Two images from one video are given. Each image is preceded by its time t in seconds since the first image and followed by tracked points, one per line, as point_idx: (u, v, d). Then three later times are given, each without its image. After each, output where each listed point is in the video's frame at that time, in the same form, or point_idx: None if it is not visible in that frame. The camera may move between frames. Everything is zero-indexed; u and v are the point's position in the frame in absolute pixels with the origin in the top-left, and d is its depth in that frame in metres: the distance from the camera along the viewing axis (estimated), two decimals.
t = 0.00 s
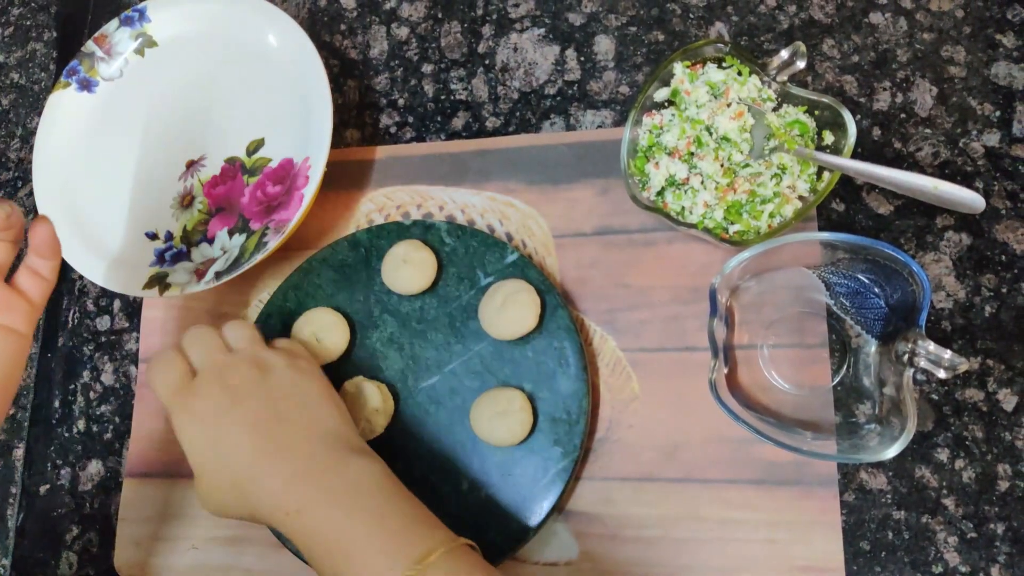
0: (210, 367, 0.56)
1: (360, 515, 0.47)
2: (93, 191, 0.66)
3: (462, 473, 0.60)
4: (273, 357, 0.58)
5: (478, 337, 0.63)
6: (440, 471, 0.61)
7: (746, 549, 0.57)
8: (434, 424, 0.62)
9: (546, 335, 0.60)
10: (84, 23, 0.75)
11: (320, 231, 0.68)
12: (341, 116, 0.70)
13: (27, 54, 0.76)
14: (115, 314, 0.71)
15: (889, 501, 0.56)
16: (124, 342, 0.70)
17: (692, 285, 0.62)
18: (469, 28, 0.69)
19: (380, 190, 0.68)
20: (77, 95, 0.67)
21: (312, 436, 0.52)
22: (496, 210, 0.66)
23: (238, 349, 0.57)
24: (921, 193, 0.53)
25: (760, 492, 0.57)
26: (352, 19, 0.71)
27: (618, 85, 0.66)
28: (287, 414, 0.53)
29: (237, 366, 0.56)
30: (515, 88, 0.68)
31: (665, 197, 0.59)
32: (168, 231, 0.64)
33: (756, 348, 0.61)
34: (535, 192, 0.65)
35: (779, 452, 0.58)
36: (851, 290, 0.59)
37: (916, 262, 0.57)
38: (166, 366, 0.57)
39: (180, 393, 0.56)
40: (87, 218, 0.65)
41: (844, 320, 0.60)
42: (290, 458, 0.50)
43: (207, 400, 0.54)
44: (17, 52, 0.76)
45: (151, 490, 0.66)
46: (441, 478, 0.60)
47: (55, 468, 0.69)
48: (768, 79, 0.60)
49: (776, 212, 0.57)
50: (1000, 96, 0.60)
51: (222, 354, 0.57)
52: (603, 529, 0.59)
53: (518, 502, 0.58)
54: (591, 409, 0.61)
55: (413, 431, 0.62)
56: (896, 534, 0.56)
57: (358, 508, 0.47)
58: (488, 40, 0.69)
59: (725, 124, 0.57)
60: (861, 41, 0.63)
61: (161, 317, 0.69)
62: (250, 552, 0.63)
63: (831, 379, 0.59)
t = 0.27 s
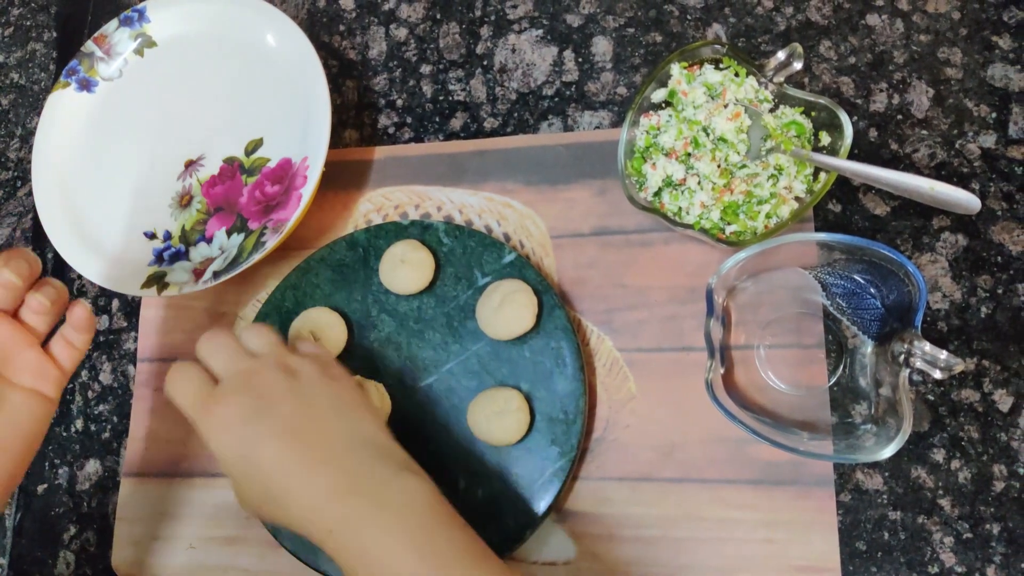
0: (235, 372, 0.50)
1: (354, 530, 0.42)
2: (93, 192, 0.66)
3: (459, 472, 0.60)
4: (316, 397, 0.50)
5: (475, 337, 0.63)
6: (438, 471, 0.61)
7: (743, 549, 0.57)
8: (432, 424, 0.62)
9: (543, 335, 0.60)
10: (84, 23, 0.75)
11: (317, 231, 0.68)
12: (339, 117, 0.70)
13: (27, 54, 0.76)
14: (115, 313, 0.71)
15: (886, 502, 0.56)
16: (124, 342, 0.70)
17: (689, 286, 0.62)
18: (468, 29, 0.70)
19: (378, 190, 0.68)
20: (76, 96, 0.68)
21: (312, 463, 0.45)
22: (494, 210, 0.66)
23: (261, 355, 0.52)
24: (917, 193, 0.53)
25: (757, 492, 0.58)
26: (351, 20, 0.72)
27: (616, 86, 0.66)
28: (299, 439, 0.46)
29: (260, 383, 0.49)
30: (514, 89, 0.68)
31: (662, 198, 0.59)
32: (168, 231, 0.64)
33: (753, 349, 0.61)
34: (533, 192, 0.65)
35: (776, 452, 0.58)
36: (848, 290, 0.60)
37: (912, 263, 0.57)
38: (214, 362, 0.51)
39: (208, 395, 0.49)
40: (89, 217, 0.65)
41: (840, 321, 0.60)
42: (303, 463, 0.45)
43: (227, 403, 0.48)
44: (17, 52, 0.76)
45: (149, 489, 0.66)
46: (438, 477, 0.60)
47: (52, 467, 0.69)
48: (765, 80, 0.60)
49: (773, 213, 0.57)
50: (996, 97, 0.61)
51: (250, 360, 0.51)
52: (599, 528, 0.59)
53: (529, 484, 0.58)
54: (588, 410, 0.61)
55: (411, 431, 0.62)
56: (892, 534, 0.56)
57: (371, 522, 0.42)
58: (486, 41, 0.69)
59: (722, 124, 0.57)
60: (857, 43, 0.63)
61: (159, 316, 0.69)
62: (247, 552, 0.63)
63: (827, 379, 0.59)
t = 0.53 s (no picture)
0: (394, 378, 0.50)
1: (402, 519, 0.44)
2: (95, 192, 0.66)
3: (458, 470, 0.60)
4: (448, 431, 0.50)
5: (474, 337, 0.63)
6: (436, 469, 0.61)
7: (741, 548, 0.57)
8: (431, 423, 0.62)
9: (542, 334, 0.61)
10: (86, 23, 0.75)
11: (317, 230, 0.68)
12: (340, 117, 0.70)
13: (29, 54, 0.76)
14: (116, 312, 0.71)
15: (883, 502, 0.56)
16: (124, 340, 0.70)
17: (687, 285, 0.62)
18: (468, 30, 0.70)
19: (378, 190, 0.68)
20: (78, 95, 0.68)
21: (385, 444, 0.47)
22: (493, 210, 0.66)
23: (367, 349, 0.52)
24: (914, 193, 0.53)
25: (755, 491, 0.58)
26: (351, 20, 0.72)
27: (616, 86, 0.67)
28: (402, 443, 0.47)
29: (404, 411, 0.49)
30: (513, 89, 0.68)
31: (660, 198, 0.59)
32: (168, 230, 0.65)
33: (751, 349, 0.62)
34: (532, 192, 0.66)
35: (774, 452, 0.58)
36: (846, 290, 0.60)
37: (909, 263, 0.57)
38: (354, 372, 0.50)
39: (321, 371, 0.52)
40: (90, 215, 0.65)
41: (838, 321, 0.61)
42: (387, 449, 0.47)
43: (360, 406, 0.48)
44: (19, 52, 0.76)
45: (150, 487, 0.66)
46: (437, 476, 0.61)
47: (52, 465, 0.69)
48: (764, 81, 0.60)
49: (771, 213, 0.57)
50: (994, 99, 0.61)
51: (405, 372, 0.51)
52: (597, 527, 0.59)
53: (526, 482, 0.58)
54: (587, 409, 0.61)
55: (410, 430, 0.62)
56: (889, 534, 0.56)
57: (422, 513, 0.45)
58: (486, 42, 0.69)
59: (720, 125, 0.57)
60: (856, 44, 0.63)
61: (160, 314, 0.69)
62: (246, 550, 0.63)
63: (825, 379, 0.59)
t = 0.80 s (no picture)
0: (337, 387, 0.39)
1: (369, 532, 0.36)
2: (96, 194, 0.66)
3: (458, 472, 0.60)
4: (385, 448, 0.40)
5: (474, 339, 0.63)
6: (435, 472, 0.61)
7: (741, 550, 0.57)
8: (430, 425, 0.62)
9: (542, 336, 0.61)
10: (86, 26, 0.75)
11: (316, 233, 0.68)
12: (339, 119, 0.71)
13: (29, 57, 0.77)
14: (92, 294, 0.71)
15: (882, 503, 0.56)
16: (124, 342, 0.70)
17: (686, 288, 0.62)
18: (468, 33, 0.70)
19: (378, 193, 0.68)
20: (79, 99, 0.68)
21: (327, 465, 0.37)
22: (492, 213, 0.67)
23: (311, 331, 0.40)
24: (912, 196, 0.54)
25: (754, 493, 0.58)
26: (351, 23, 0.72)
27: (615, 89, 0.67)
28: (342, 464, 0.37)
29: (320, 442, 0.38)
30: (513, 92, 0.68)
31: (659, 200, 0.59)
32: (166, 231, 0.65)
33: (750, 351, 0.62)
34: (532, 195, 0.66)
35: (773, 453, 0.58)
36: (845, 292, 0.60)
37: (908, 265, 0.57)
38: (262, 378, 0.38)
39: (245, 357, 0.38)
40: (90, 216, 0.66)
41: (838, 323, 0.60)
42: (325, 463, 0.37)
43: (263, 402, 0.37)
44: (19, 55, 0.77)
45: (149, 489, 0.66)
46: (435, 478, 0.61)
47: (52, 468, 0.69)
48: (762, 83, 0.60)
49: (770, 215, 0.57)
50: (992, 101, 0.61)
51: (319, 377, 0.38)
52: (597, 529, 0.59)
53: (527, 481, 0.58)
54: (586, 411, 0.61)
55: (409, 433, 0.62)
56: (888, 535, 0.56)
57: (388, 528, 0.37)
58: (486, 44, 0.69)
59: (719, 127, 0.57)
60: (854, 47, 0.64)
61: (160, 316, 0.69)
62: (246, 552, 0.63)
63: (824, 381, 0.59)
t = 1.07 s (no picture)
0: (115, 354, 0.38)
1: (280, 531, 0.35)
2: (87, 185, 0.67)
3: (459, 477, 0.60)
4: (200, 367, 0.39)
5: (475, 343, 0.63)
6: (437, 476, 0.61)
7: (742, 554, 0.57)
8: (432, 429, 0.62)
9: (543, 341, 0.61)
10: (86, 33, 0.76)
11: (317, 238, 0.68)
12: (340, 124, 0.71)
13: (30, 63, 0.77)
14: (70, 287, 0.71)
15: (883, 507, 0.56)
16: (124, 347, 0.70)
17: (687, 292, 0.62)
18: (467, 37, 0.70)
19: (378, 197, 0.68)
20: (78, 105, 0.68)
21: (147, 459, 0.36)
22: (493, 217, 0.67)
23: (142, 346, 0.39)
24: (911, 200, 0.54)
25: (755, 497, 0.58)
26: (351, 28, 0.72)
27: (614, 94, 0.67)
28: (173, 454, 0.37)
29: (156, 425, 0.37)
30: (512, 97, 0.68)
31: (660, 204, 0.59)
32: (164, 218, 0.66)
33: (751, 354, 0.62)
34: (532, 199, 0.66)
35: (774, 457, 0.58)
36: (845, 295, 0.60)
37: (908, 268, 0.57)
38: (8, 324, 0.38)
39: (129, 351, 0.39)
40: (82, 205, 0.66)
41: (838, 326, 0.60)
42: (171, 496, 0.35)
43: (162, 343, 0.40)
44: (20, 61, 0.77)
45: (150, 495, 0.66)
46: (438, 482, 0.61)
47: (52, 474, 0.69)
48: (762, 87, 0.60)
49: (770, 219, 0.58)
50: (992, 104, 0.61)
51: (190, 399, 0.38)
52: (599, 534, 0.59)
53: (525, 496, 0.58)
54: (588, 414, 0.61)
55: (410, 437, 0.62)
56: (890, 539, 0.56)
57: (280, 527, 0.35)
58: (485, 49, 0.69)
59: (719, 131, 0.58)
60: (854, 50, 0.64)
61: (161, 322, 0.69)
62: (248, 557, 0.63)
63: (825, 384, 0.59)
